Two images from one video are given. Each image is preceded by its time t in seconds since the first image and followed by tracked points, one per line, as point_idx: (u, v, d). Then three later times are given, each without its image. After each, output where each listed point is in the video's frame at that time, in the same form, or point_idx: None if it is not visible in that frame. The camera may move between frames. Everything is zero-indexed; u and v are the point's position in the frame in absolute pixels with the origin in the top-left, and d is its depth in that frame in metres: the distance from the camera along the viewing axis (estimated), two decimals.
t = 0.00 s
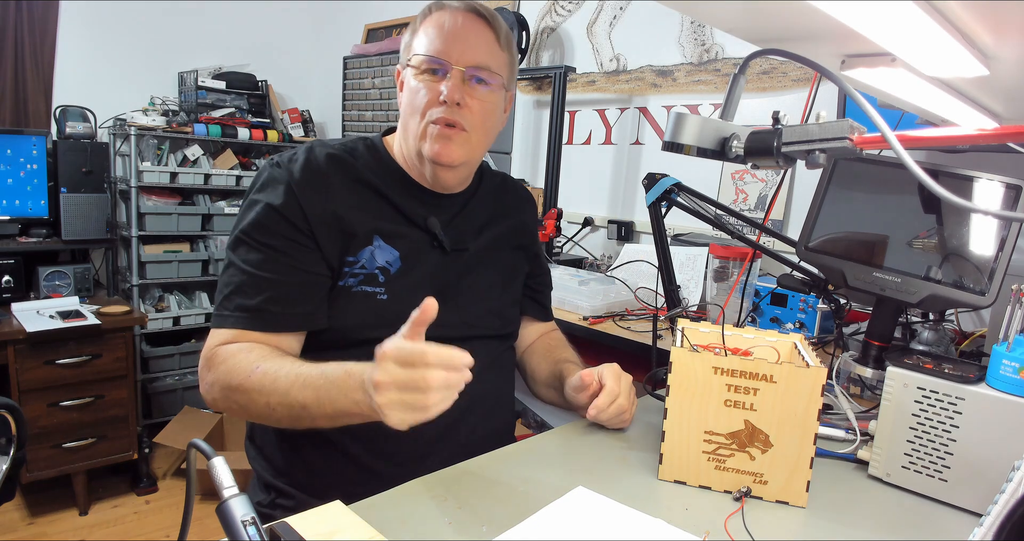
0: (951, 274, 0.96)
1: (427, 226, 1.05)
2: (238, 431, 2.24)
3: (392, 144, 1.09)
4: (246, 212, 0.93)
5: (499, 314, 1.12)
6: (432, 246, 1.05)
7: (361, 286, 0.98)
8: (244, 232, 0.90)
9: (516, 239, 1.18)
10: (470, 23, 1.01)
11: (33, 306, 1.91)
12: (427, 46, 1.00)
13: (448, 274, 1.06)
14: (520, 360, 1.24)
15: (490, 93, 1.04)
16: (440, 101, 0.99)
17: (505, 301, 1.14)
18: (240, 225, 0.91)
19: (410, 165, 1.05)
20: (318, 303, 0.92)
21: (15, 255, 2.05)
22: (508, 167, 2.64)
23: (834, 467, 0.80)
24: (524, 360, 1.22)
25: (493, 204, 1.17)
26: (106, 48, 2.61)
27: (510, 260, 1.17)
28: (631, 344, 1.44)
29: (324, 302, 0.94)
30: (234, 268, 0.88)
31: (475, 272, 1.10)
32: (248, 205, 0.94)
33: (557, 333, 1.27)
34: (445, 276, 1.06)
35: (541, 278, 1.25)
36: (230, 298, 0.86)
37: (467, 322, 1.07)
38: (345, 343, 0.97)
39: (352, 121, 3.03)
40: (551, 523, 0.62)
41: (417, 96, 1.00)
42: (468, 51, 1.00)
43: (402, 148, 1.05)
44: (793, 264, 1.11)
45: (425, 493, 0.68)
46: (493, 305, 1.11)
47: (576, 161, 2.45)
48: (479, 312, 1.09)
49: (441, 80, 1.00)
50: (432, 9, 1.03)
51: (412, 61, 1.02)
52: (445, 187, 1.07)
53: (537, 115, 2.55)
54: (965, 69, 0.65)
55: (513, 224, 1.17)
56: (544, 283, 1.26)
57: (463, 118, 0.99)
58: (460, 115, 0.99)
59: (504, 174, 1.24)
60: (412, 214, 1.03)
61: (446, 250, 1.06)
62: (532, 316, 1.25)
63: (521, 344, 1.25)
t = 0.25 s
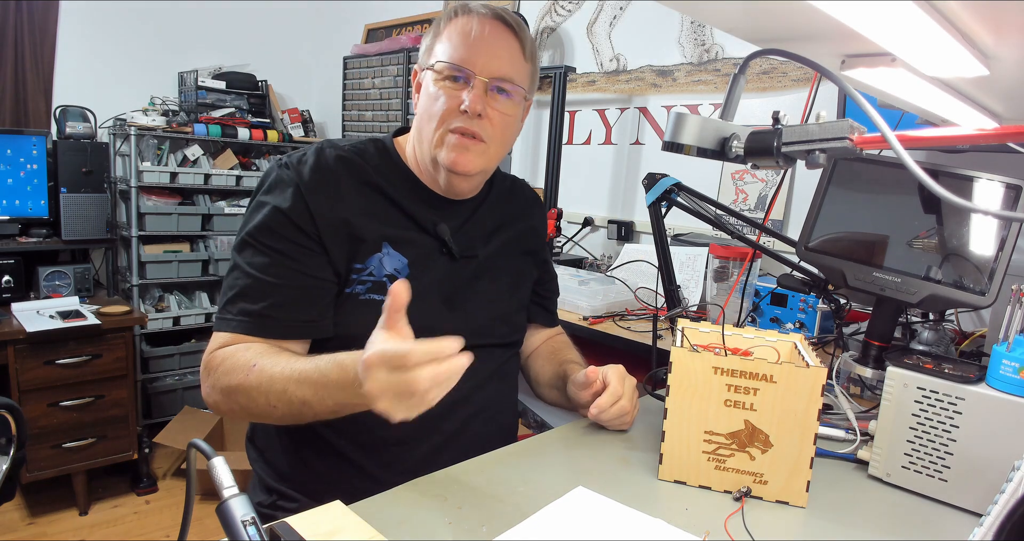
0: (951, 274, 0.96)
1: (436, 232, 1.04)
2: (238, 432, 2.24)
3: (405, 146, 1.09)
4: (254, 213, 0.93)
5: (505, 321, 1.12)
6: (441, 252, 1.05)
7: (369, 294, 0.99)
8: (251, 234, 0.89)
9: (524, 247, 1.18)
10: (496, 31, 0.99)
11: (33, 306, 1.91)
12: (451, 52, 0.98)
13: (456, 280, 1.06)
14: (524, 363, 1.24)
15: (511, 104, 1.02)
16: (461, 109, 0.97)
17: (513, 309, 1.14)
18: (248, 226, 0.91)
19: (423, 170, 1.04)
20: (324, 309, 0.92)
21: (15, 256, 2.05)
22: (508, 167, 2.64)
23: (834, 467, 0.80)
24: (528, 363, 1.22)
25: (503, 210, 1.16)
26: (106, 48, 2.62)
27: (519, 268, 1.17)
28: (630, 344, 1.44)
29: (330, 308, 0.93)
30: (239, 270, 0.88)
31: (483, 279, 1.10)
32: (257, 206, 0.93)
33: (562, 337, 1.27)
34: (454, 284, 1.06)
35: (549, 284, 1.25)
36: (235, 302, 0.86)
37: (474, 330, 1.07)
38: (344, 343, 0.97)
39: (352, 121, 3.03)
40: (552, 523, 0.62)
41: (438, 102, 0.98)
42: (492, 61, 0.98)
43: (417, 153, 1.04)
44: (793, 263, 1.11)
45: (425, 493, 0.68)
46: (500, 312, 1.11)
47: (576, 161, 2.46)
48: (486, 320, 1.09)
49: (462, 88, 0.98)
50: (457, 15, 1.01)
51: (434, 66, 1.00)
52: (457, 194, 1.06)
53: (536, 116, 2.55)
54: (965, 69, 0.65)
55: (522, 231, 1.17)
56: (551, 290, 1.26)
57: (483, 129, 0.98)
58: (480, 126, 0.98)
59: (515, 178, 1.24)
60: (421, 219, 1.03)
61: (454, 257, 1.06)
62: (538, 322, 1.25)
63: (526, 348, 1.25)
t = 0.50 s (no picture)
0: (951, 274, 0.96)
1: (442, 239, 1.04)
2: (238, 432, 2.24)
3: (412, 149, 1.08)
4: (256, 218, 0.93)
5: (508, 327, 1.12)
6: (447, 257, 1.05)
7: (373, 300, 0.98)
8: (253, 240, 0.89)
9: (529, 252, 1.18)
10: (515, 35, 0.97)
11: (33, 306, 1.91)
12: (469, 56, 0.96)
13: (460, 286, 1.05)
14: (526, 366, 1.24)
15: (526, 111, 1.01)
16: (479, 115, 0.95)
17: (517, 315, 1.14)
18: (250, 232, 0.91)
19: (434, 175, 1.03)
20: (327, 315, 0.92)
21: (15, 256, 2.05)
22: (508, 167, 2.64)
23: (834, 467, 0.80)
24: (529, 366, 1.22)
25: (509, 215, 1.16)
26: (106, 48, 2.62)
27: (524, 275, 1.16)
28: (630, 344, 1.44)
29: (332, 318, 0.93)
30: (239, 276, 0.88)
31: (487, 286, 1.10)
32: (259, 211, 0.93)
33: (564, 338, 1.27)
34: (460, 290, 1.05)
35: (554, 290, 1.25)
36: (234, 309, 0.86)
37: (478, 337, 1.07)
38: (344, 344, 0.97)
39: (352, 121, 3.03)
40: (552, 523, 0.62)
41: (455, 106, 0.95)
42: (510, 66, 0.96)
43: (428, 157, 1.02)
44: (793, 263, 1.11)
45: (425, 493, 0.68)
46: (504, 318, 1.11)
47: (576, 161, 2.46)
48: (490, 327, 1.09)
49: (479, 94, 0.96)
50: (475, 17, 0.98)
51: (450, 69, 0.97)
52: (466, 199, 1.05)
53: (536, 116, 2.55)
54: (965, 69, 0.65)
55: (527, 236, 1.17)
56: (556, 295, 1.26)
57: (500, 136, 0.96)
58: (497, 133, 0.96)
59: (522, 181, 1.23)
60: (427, 224, 1.03)
61: (460, 263, 1.05)
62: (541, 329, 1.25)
63: (529, 352, 1.25)
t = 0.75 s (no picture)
0: (951, 274, 0.96)
1: (445, 244, 1.04)
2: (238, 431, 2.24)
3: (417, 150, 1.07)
4: (258, 221, 0.93)
5: (512, 334, 1.11)
6: (449, 263, 1.04)
7: (374, 307, 0.97)
8: (255, 244, 0.90)
9: (535, 257, 1.17)
10: (522, 38, 0.96)
11: (33, 306, 1.91)
12: (473, 60, 0.95)
13: (462, 292, 1.05)
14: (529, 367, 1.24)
15: (532, 116, 1.00)
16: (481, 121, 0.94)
17: (521, 322, 1.13)
18: (252, 236, 0.91)
19: (437, 181, 1.02)
20: (327, 321, 0.92)
21: (15, 256, 2.05)
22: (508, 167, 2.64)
23: (834, 467, 0.80)
24: (532, 367, 1.22)
25: (515, 221, 1.15)
26: (106, 48, 2.62)
27: (530, 281, 1.15)
28: (630, 344, 1.44)
29: (332, 325, 0.93)
30: (240, 280, 0.88)
31: (491, 293, 1.09)
32: (261, 214, 0.93)
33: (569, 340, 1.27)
34: (463, 296, 1.05)
35: (561, 294, 1.24)
36: (235, 314, 0.87)
37: (480, 345, 1.06)
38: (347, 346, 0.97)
39: (352, 121, 3.03)
40: (552, 523, 0.62)
41: (457, 111, 0.95)
42: (515, 70, 0.95)
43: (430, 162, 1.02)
44: (793, 263, 1.11)
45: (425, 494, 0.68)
46: (507, 326, 1.10)
47: (576, 161, 2.45)
48: (493, 334, 1.08)
49: (484, 99, 0.95)
50: (480, 19, 0.97)
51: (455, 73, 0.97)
52: (468, 204, 1.05)
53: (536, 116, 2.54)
54: (965, 69, 0.65)
55: (533, 242, 1.16)
56: (564, 300, 1.25)
57: (502, 143, 0.96)
58: (499, 139, 0.96)
59: (530, 185, 1.22)
60: (430, 229, 1.02)
61: (462, 269, 1.05)
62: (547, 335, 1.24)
63: (533, 355, 1.25)
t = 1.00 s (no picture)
0: (951, 274, 0.96)
1: (446, 248, 1.03)
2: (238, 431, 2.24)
3: (422, 153, 1.07)
4: (259, 219, 0.93)
5: (514, 342, 1.10)
6: (450, 267, 1.03)
7: (373, 312, 0.97)
8: (256, 242, 0.90)
9: (540, 264, 1.16)
10: (536, 43, 0.95)
11: (33, 306, 1.91)
12: (484, 63, 0.94)
13: (463, 298, 1.04)
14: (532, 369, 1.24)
15: (542, 121, 1.00)
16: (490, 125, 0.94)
17: (524, 330, 1.12)
18: (252, 233, 0.91)
19: (443, 184, 1.02)
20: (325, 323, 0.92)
21: (15, 256, 2.05)
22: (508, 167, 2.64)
23: (833, 467, 0.80)
24: (535, 368, 1.23)
25: (521, 228, 1.13)
26: (106, 48, 2.62)
27: (534, 287, 1.14)
28: (630, 344, 1.44)
29: (330, 327, 0.94)
30: (240, 278, 0.89)
31: (493, 300, 1.08)
32: (262, 211, 0.93)
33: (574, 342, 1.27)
34: (463, 302, 1.04)
35: (567, 300, 1.23)
36: (235, 313, 0.87)
37: (481, 352, 1.06)
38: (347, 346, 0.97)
39: (352, 121, 3.03)
40: (552, 523, 0.62)
41: (466, 114, 0.95)
42: (526, 75, 0.94)
43: (437, 164, 1.01)
44: (794, 263, 1.11)
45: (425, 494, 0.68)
46: (510, 333, 1.09)
47: (576, 161, 2.45)
48: (494, 341, 1.07)
49: (493, 103, 0.95)
50: (493, 21, 0.96)
51: (465, 75, 0.96)
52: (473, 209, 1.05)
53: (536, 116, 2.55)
54: (965, 69, 0.65)
55: (539, 250, 1.14)
56: (570, 307, 1.24)
57: (510, 149, 0.95)
58: (507, 145, 0.95)
59: (539, 191, 1.21)
60: (431, 233, 1.02)
61: (463, 274, 1.04)
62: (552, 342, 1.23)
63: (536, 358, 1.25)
